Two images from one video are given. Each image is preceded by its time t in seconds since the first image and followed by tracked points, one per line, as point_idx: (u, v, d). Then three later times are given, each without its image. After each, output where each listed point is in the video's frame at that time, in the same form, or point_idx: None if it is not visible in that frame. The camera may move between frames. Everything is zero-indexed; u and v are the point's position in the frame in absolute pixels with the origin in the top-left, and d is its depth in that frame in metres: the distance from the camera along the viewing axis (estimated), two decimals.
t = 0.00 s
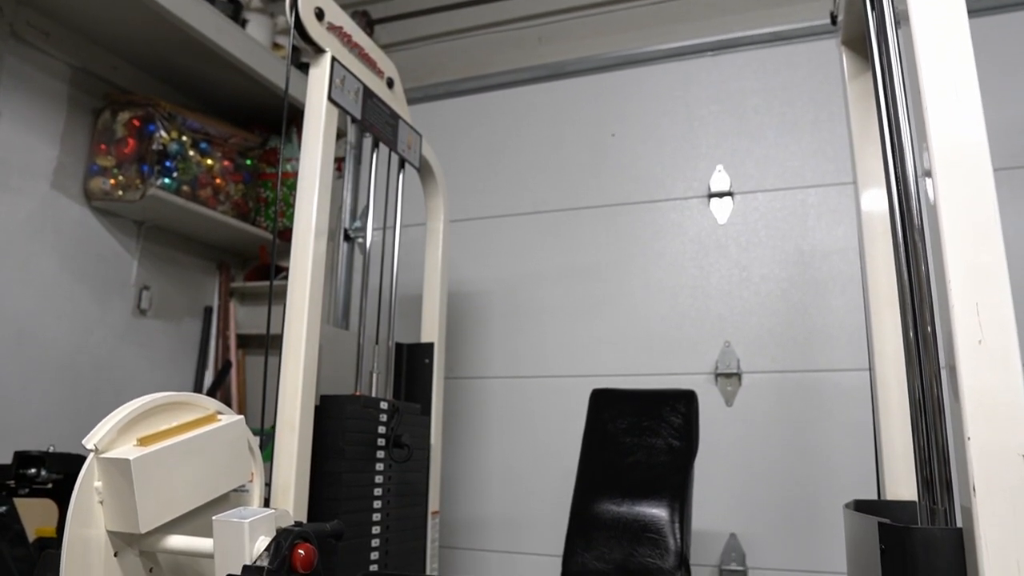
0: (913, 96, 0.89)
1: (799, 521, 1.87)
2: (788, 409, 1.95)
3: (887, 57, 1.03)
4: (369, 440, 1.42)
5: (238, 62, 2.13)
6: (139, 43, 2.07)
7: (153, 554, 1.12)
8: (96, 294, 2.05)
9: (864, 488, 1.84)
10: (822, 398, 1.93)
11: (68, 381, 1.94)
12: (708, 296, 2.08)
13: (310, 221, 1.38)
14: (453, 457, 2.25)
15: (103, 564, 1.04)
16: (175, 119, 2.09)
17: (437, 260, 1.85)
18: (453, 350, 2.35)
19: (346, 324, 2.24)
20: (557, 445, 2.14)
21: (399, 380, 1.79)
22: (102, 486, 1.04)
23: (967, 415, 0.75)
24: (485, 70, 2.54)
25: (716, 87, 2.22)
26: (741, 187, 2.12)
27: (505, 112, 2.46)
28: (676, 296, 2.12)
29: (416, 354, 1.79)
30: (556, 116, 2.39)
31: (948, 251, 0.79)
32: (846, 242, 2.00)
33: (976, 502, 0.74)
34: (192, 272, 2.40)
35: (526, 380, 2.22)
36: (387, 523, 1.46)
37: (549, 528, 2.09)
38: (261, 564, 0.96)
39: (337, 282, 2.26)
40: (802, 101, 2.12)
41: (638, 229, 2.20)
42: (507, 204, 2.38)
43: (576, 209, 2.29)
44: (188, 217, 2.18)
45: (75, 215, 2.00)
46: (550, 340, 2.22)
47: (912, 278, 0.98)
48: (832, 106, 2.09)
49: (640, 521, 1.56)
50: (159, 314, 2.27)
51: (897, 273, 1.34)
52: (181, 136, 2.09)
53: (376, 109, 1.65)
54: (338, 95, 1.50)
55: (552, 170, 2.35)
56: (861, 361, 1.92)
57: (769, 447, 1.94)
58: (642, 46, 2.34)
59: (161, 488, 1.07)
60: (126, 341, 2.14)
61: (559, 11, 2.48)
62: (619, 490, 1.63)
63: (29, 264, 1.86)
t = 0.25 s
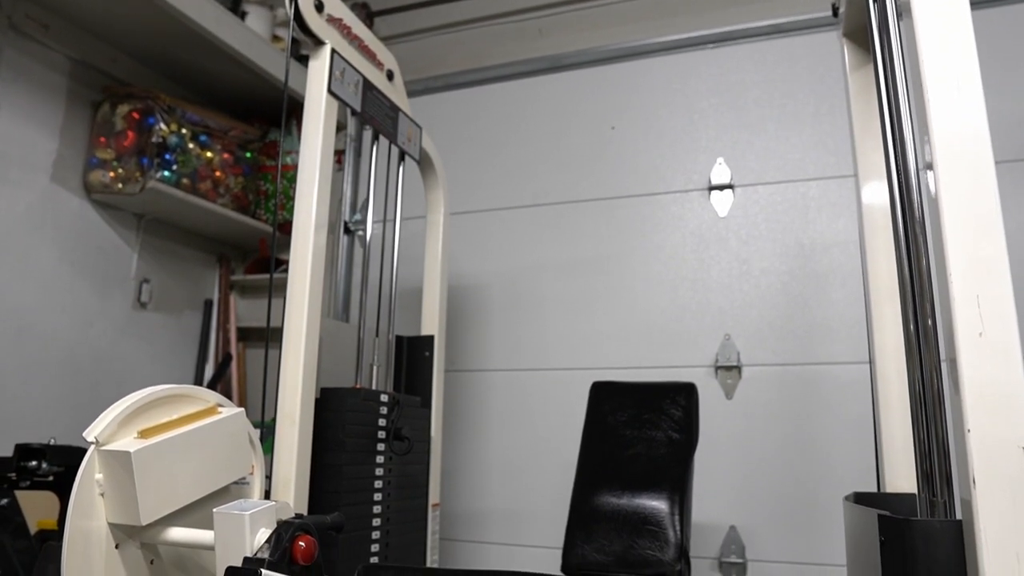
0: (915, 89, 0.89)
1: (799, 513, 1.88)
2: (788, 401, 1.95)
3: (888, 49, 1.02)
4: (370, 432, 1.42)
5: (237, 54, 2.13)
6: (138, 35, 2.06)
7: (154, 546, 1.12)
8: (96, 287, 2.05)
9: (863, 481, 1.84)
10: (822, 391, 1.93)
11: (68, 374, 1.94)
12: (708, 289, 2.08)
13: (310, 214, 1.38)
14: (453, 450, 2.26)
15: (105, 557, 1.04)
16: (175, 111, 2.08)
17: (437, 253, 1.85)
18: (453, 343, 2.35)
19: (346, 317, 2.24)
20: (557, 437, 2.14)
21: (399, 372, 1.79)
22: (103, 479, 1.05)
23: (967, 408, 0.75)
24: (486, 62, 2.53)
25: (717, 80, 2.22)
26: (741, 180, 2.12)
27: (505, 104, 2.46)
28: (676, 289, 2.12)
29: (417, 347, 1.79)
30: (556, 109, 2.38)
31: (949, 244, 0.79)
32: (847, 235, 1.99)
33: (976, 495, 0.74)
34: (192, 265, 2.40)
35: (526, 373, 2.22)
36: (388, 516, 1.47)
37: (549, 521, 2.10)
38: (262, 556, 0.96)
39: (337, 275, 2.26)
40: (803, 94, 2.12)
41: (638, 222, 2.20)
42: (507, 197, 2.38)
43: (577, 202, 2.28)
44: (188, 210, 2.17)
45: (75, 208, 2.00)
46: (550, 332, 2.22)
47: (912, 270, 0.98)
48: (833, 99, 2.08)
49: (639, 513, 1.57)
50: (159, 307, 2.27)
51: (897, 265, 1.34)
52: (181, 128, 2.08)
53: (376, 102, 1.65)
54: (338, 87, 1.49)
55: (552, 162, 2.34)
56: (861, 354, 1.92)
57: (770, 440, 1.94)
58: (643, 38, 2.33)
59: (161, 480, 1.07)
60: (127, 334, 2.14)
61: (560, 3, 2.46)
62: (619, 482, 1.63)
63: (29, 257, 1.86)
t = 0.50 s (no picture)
0: (917, 80, 0.88)
1: (799, 504, 1.88)
2: (788, 393, 1.95)
3: (891, 40, 1.02)
4: (370, 424, 1.42)
5: (237, 45, 2.12)
6: (138, 27, 2.05)
7: (155, 537, 1.13)
8: (96, 279, 2.04)
9: (863, 473, 1.85)
10: (822, 383, 1.93)
11: (69, 366, 1.94)
12: (709, 281, 2.08)
13: (310, 206, 1.37)
14: (453, 441, 2.26)
15: (105, 548, 1.04)
16: (174, 103, 2.08)
17: (437, 244, 1.85)
18: (453, 334, 2.35)
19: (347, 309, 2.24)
20: (557, 429, 2.14)
21: (400, 364, 1.79)
22: (104, 470, 1.05)
23: (967, 399, 0.75)
24: (486, 53, 2.52)
25: (718, 71, 2.21)
26: (742, 171, 2.11)
27: (505, 96, 2.45)
28: (676, 281, 2.11)
29: (417, 339, 1.79)
30: (556, 100, 2.37)
31: (951, 236, 0.79)
32: (848, 227, 1.99)
33: (975, 487, 0.74)
34: (192, 257, 2.40)
35: (526, 365, 2.22)
36: (388, 507, 1.47)
37: (549, 512, 2.10)
38: (262, 547, 0.97)
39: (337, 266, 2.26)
40: (804, 85, 2.11)
41: (639, 214, 2.20)
42: (507, 188, 2.37)
43: (577, 194, 2.28)
44: (188, 202, 2.17)
45: (74, 200, 1.99)
46: (551, 324, 2.22)
47: (912, 261, 0.98)
48: (835, 90, 2.07)
49: (639, 504, 1.57)
50: (159, 299, 2.26)
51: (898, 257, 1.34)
52: (180, 120, 2.08)
53: (376, 93, 1.64)
54: (338, 78, 1.49)
55: (552, 154, 2.34)
56: (861, 346, 1.91)
57: (769, 432, 1.94)
58: (644, 29, 2.32)
59: (162, 471, 1.07)
60: (127, 326, 2.14)
61: None
62: (619, 474, 1.63)
63: (29, 249, 1.86)
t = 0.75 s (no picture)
0: (919, 70, 0.88)
1: (798, 495, 1.89)
2: (788, 384, 1.95)
3: (893, 29, 1.01)
4: (371, 414, 1.42)
5: (236, 36, 2.11)
6: (136, 17, 2.04)
7: (157, 527, 1.13)
8: (96, 270, 2.04)
9: (863, 464, 1.85)
10: (822, 374, 1.93)
11: (69, 357, 1.94)
12: (709, 272, 2.08)
13: (310, 196, 1.37)
14: (453, 432, 2.27)
15: (107, 538, 1.04)
16: (174, 94, 2.07)
17: (437, 235, 1.85)
18: (454, 325, 2.35)
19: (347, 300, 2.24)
20: (557, 420, 2.14)
21: (400, 354, 1.79)
22: (105, 460, 1.05)
23: (967, 389, 0.75)
24: (487, 44, 2.51)
25: (719, 61, 2.20)
26: (743, 162, 2.11)
27: (506, 86, 2.44)
28: (677, 272, 2.11)
29: (417, 329, 1.79)
30: (557, 91, 2.37)
31: (952, 227, 0.78)
32: (848, 218, 1.99)
33: (975, 477, 0.74)
34: (192, 248, 2.40)
35: (527, 357, 2.22)
36: (389, 497, 1.48)
37: (549, 503, 2.11)
38: (263, 537, 0.97)
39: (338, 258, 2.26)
40: (806, 76, 2.10)
41: (639, 205, 2.19)
42: (508, 179, 2.37)
43: (577, 185, 2.27)
44: (188, 193, 2.17)
45: (74, 191, 1.99)
46: (551, 315, 2.22)
47: (913, 252, 0.98)
48: (836, 81, 2.06)
49: (639, 495, 1.58)
50: (159, 290, 2.26)
51: (899, 248, 1.34)
52: (179, 110, 2.07)
53: (376, 83, 1.63)
54: (338, 69, 1.48)
55: (553, 145, 2.33)
56: (862, 337, 1.91)
57: (769, 423, 1.95)
58: (645, 19, 2.31)
59: (163, 462, 1.08)
60: (127, 317, 2.14)
61: None
62: (619, 464, 1.64)
63: (29, 240, 1.85)
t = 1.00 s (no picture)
0: (922, 59, 0.87)
1: (798, 485, 1.89)
2: (788, 374, 1.95)
3: (896, 17, 1.01)
4: (371, 404, 1.43)
5: (235, 25, 2.10)
6: (135, 5, 2.03)
7: (158, 515, 1.13)
8: (96, 260, 2.04)
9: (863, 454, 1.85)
10: (822, 364, 1.93)
11: (70, 346, 1.94)
12: (710, 262, 2.08)
13: (310, 186, 1.37)
14: (454, 422, 2.27)
15: (109, 526, 1.05)
16: (173, 83, 2.06)
17: (438, 225, 1.84)
18: (454, 315, 2.35)
19: (347, 290, 2.24)
20: (558, 410, 2.15)
21: (400, 344, 1.79)
22: (106, 449, 1.05)
23: (968, 378, 0.75)
24: (487, 32, 2.49)
25: (720, 50, 2.18)
26: (744, 152, 2.10)
27: (506, 76, 2.43)
28: (677, 263, 2.11)
29: (418, 319, 1.79)
30: (557, 80, 2.36)
31: (954, 216, 0.78)
32: (849, 208, 1.98)
33: (975, 466, 0.73)
34: (192, 238, 2.40)
35: (527, 347, 2.22)
36: (389, 486, 1.48)
37: (549, 492, 2.11)
38: (264, 526, 0.97)
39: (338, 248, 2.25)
40: (808, 65, 2.09)
41: (640, 195, 2.19)
42: (508, 169, 2.36)
43: (578, 175, 2.27)
44: (188, 183, 2.16)
45: (73, 180, 1.99)
46: (552, 306, 2.22)
47: (913, 242, 0.97)
48: (838, 70, 2.05)
49: (640, 484, 1.58)
50: (159, 280, 2.26)
51: (900, 238, 1.33)
52: (179, 100, 2.06)
53: (376, 72, 1.63)
54: (338, 58, 1.47)
55: (553, 135, 2.32)
56: (863, 328, 1.91)
57: (768, 413, 1.95)
58: (646, 8, 2.30)
59: (164, 451, 1.08)
60: (127, 307, 2.14)
61: None
62: (619, 454, 1.64)
63: (29, 230, 1.85)
